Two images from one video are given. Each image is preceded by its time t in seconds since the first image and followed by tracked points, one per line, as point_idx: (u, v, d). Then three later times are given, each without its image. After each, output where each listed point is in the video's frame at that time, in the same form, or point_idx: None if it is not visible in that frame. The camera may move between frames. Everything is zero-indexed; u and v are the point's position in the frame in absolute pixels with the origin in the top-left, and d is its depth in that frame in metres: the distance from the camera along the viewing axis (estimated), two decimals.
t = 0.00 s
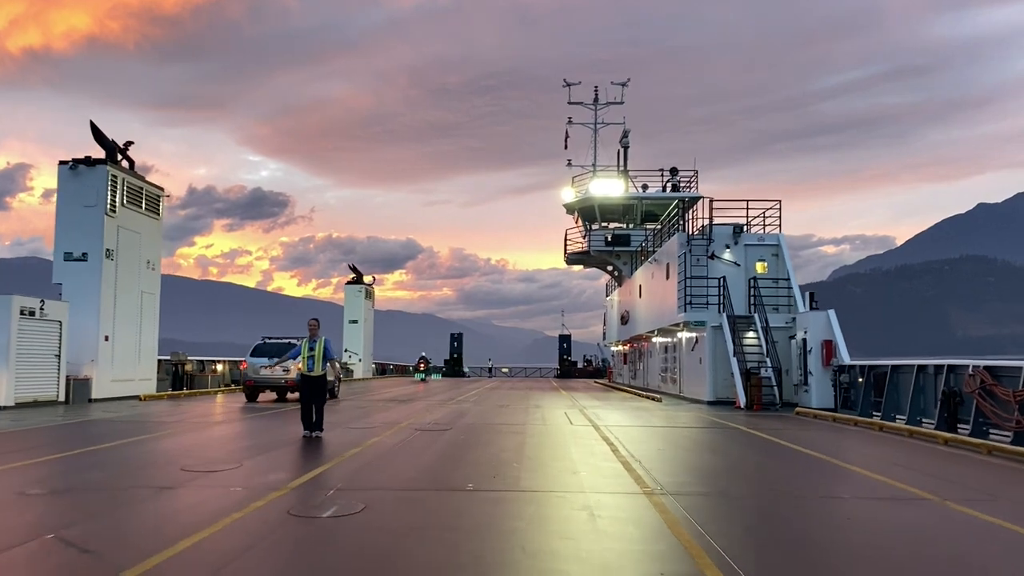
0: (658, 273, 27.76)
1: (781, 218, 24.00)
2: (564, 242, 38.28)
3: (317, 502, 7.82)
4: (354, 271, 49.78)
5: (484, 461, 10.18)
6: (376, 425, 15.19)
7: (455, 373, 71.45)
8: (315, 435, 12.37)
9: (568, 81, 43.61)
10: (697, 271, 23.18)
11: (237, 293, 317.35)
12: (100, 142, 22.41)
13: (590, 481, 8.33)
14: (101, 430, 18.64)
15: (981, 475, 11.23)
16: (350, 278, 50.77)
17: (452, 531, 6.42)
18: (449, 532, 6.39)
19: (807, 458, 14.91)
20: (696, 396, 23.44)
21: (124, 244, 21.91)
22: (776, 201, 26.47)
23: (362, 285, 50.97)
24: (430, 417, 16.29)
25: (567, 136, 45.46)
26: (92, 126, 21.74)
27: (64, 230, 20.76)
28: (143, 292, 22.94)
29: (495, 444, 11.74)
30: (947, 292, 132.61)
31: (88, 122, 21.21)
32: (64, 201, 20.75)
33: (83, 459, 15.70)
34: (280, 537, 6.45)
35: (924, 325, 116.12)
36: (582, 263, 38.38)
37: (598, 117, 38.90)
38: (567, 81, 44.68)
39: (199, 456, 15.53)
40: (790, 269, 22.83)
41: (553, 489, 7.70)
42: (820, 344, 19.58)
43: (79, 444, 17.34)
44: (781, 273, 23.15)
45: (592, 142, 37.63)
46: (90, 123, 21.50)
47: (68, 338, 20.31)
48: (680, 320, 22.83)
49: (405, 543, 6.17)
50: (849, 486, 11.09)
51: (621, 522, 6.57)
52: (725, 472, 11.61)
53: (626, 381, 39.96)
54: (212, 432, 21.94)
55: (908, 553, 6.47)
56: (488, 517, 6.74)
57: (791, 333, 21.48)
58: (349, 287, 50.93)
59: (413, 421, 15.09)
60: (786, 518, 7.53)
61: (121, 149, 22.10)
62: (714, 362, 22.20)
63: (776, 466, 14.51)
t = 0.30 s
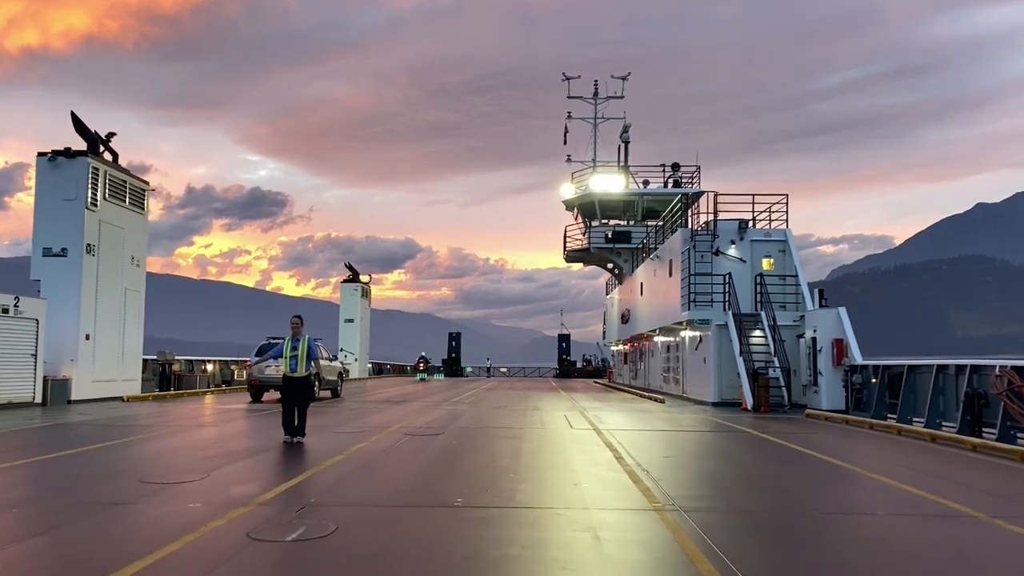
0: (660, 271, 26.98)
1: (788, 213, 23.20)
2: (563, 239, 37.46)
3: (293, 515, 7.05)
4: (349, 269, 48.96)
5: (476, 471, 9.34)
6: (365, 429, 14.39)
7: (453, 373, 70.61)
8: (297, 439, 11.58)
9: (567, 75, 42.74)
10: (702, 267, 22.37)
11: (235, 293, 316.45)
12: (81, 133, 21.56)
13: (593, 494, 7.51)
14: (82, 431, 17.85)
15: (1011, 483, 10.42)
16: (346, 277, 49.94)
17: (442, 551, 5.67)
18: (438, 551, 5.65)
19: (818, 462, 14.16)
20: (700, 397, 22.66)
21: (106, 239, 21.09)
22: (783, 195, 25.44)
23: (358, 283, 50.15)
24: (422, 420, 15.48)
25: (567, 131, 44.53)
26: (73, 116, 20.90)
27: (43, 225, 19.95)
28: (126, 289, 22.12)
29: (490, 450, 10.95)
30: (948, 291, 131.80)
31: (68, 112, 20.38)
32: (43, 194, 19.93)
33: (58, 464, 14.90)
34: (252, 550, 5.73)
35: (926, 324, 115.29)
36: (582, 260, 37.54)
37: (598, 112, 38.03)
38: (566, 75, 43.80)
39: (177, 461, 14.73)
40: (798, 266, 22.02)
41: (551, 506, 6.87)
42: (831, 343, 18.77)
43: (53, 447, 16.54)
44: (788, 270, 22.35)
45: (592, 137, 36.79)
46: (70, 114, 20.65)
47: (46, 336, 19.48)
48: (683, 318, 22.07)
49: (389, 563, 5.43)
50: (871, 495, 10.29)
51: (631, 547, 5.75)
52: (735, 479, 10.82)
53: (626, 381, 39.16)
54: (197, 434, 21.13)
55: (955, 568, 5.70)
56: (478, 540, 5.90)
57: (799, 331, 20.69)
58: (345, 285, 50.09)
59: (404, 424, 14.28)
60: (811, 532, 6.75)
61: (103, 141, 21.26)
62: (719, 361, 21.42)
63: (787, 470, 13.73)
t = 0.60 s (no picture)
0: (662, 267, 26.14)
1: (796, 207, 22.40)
2: (563, 236, 36.63)
3: (262, 535, 6.25)
4: (345, 267, 48.21)
5: (468, 484, 8.50)
6: (353, 433, 13.57)
7: (451, 372, 69.77)
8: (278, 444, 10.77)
9: (567, 68, 41.88)
10: (707, 263, 21.55)
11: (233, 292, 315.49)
12: (62, 123, 20.71)
13: (599, 513, 6.68)
14: (60, 433, 17.05)
15: None
16: (342, 275, 49.19)
17: None
18: None
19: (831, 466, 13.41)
20: (704, 398, 21.87)
21: (88, 234, 20.30)
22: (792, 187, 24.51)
23: (354, 281, 49.45)
24: (414, 423, 14.67)
25: (567, 126, 43.57)
26: (52, 105, 20.08)
27: (20, 219, 19.17)
28: (109, 286, 21.32)
29: (484, 456, 10.17)
30: (949, 290, 130.98)
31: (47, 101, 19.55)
32: (20, 187, 19.15)
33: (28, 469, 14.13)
34: None
35: (927, 324, 114.47)
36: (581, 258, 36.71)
37: (599, 106, 37.21)
38: (565, 68, 42.92)
39: (155, 464, 13.96)
40: (807, 262, 21.24)
41: (549, 527, 6.04)
42: (843, 342, 17.98)
43: (28, 450, 15.77)
44: (796, 266, 21.56)
45: (592, 131, 35.96)
46: (49, 103, 19.82)
47: (22, 335, 18.67)
48: (687, 317, 21.29)
49: None
50: (897, 509, 9.50)
51: None
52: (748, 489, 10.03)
53: (627, 381, 38.34)
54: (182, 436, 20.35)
55: None
56: (467, 570, 5.08)
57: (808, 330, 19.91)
58: (341, 283, 49.40)
59: (394, 428, 13.47)
60: (842, 553, 5.98)
61: (84, 131, 20.43)
62: (725, 361, 20.63)
63: (800, 475, 12.96)
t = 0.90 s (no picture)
0: (665, 265, 25.32)
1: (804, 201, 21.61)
2: (563, 234, 35.80)
3: (222, 562, 5.45)
4: (340, 265, 47.48)
5: (460, 499, 7.71)
6: (340, 438, 12.75)
7: (449, 373, 68.93)
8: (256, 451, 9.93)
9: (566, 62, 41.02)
10: (712, 260, 20.77)
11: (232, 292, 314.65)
12: (42, 114, 19.92)
13: (607, 538, 5.88)
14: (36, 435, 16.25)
15: None
16: (338, 274, 48.44)
17: None
18: None
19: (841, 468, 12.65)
20: (710, 399, 21.08)
21: (68, 228, 19.51)
22: (799, 181, 23.78)
23: (350, 280, 48.74)
24: (406, 427, 13.85)
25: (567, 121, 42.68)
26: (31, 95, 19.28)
27: None
28: (92, 283, 20.53)
29: (477, 466, 9.36)
30: (951, 289, 130.11)
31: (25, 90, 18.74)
32: None
33: None
34: None
35: (929, 323, 113.66)
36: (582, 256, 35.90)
37: (599, 100, 36.35)
38: (565, 62, 42.06)
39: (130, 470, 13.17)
40: (816, 258, 20.46)
41: (550, 556, 5.24)
42: (856, 341, 17.20)
43: None
44: (806, 262, 20.77)
45: (592, 126, 35.11)
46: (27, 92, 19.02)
47: None
48: (692, 315, 20.51)
49: None
50: (931, 525, 8.70)
51: None
52: (766, 502, 9.23)
53: (629, 382, 37.54)
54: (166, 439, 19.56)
55: None
56: None
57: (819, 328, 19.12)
58: (337, 282, 48.72)
59: (384, 433, 12.63)
60: None
61: (65, 122, 19.63)
62: (731, 361, 19.84)
63: (813, 478, 12.15)
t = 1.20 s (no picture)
0: (669, 262, 24.52)
1: (815, 194, 20.80)
2: (563, 230, 34.97)
3: None
4: (337, 263, 46.65)
5: (448, 517, 6.92)
6: (326, 443, 11.94)
7: (448, 372, 68.12)
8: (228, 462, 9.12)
9: (567, 55, 40.13)
10: (719, 256, 20.00)
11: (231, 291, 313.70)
12: (21, 104, 19.11)
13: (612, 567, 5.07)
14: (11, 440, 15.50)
15: None
16: (335, 271, 47.60)
17: None
18: None
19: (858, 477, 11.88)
20: (717, 401, 20.30)
21: (48, 223, 18.72)
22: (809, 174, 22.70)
23: (347, 278, 47.86)
24: (397, 431, 13.03)
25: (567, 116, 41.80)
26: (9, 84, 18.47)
27: None
28: (74, 280, 19.75)
29: (470, 476, 8.59)
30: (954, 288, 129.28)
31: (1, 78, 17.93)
32: None
33: None
34: None
35: (932, 322, 112.81)
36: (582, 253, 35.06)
37: (600, 93, 35.51)
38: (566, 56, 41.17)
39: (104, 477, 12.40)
40: (827, 254, 19.68)
41: None
42: (870, 340, 16.42)
43: None
44: (816, 258, 19.98)
45: (593, 120, 34.29)
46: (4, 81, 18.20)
47: None
48: (698, 313, 19.74)
49: None
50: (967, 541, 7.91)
51: None
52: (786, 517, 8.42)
53: (631, 382, 36.69)
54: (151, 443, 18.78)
55: None
56: None
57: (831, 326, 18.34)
58: (334, 280, 47.76)
59: (372, 438, 11.82)
60: None
61: (44, 112, 18.82)
62: (739, 361, 19.06)
63: (829, 486, 11.37)
